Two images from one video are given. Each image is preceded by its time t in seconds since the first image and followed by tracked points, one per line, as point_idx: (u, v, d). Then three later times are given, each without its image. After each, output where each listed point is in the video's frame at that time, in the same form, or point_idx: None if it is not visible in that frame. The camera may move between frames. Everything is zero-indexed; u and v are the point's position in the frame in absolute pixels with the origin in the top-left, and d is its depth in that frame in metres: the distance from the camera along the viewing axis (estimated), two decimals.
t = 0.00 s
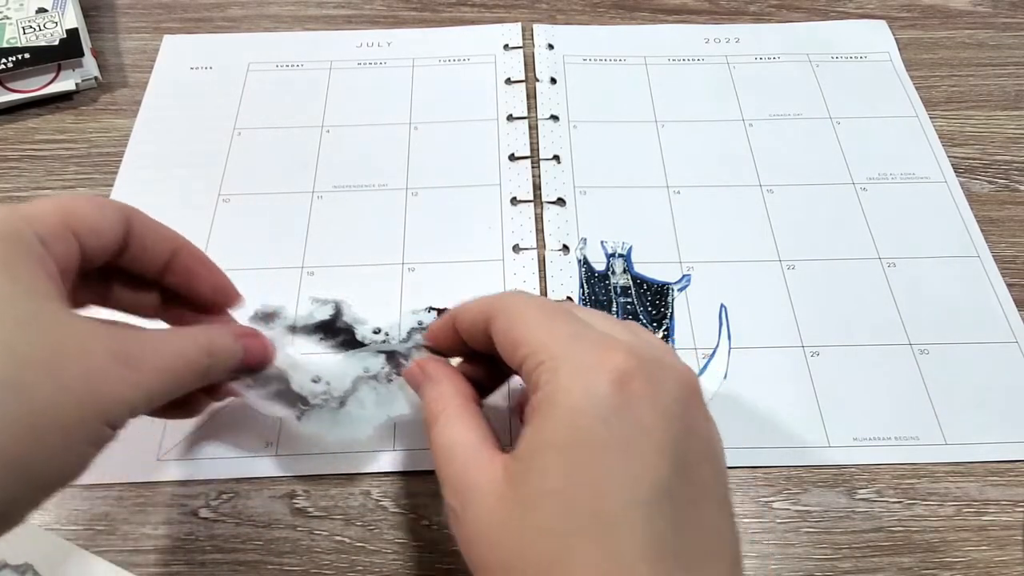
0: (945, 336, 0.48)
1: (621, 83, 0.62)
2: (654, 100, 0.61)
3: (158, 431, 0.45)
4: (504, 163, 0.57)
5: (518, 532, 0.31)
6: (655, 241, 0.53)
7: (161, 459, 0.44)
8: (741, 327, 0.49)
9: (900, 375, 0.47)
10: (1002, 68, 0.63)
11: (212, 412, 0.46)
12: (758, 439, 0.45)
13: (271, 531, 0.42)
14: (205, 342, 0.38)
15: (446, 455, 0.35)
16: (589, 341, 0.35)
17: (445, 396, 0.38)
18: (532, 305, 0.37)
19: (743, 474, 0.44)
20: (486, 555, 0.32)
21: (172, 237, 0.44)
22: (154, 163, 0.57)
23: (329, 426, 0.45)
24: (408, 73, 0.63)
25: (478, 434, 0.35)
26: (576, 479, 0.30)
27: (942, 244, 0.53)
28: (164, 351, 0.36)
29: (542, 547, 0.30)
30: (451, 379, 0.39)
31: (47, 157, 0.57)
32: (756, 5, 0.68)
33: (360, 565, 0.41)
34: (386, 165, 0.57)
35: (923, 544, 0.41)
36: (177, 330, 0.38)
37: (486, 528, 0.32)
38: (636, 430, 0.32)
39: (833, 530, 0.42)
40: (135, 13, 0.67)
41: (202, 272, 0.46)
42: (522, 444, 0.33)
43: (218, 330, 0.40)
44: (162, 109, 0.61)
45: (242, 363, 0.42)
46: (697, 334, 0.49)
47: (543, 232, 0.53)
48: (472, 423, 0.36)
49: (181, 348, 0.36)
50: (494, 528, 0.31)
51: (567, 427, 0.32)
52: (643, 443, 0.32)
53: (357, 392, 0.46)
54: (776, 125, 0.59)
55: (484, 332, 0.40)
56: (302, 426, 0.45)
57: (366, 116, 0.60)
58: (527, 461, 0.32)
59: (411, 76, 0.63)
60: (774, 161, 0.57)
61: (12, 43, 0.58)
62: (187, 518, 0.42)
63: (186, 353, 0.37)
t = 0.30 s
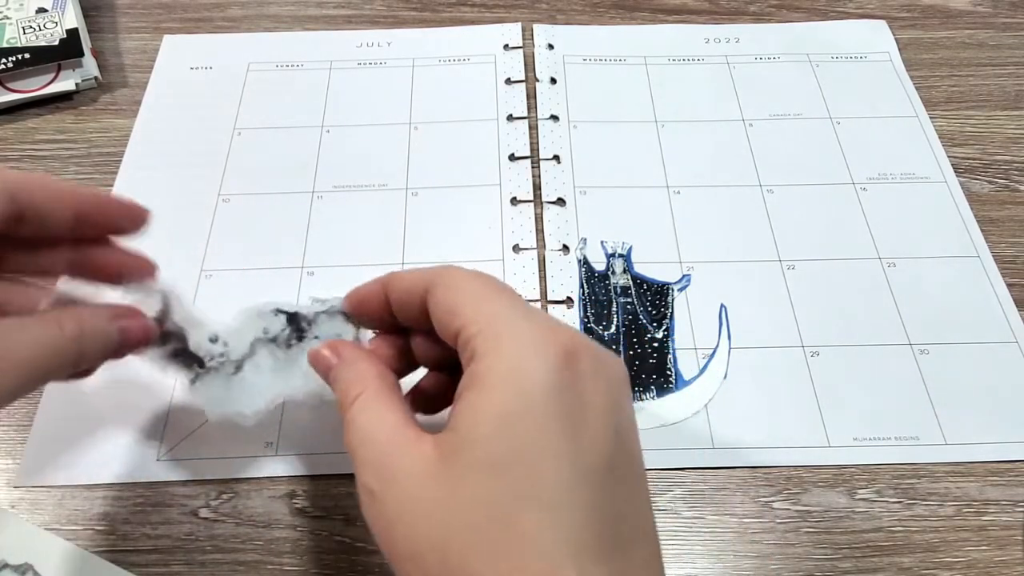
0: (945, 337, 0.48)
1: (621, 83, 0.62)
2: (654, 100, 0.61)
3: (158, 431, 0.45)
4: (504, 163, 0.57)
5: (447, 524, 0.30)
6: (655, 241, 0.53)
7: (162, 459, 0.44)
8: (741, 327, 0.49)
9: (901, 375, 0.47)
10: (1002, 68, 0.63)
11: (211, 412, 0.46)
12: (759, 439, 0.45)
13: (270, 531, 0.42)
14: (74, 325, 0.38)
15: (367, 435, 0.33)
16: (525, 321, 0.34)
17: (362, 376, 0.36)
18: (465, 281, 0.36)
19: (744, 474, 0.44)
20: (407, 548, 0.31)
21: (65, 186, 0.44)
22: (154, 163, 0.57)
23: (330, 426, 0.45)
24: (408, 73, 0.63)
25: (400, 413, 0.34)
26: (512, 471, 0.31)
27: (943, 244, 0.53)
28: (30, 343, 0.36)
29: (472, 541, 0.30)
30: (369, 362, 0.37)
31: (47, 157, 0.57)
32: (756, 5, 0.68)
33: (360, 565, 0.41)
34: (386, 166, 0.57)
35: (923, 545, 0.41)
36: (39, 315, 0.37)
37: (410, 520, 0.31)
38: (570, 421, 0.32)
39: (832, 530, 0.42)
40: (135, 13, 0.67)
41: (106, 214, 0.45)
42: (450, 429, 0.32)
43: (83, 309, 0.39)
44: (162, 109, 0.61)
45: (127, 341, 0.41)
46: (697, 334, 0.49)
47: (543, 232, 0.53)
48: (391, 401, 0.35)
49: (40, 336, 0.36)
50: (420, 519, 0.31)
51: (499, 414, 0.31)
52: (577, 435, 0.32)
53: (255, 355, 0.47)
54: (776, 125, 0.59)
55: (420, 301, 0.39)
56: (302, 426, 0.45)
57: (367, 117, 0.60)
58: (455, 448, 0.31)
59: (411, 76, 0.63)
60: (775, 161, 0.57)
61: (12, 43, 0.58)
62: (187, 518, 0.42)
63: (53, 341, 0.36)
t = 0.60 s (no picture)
0: (945, 337, 0.48)
1: (621, 83, 0.62)
2: (654, 100, 0.61)
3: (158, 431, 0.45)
4: (504, 163, 0.57)
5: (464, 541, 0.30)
6: (655, 241, 0.53)
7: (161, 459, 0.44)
8: (740, 327, 0.49)
9: (900, 375, 0.47)
10: (1002, 68, 0.63)
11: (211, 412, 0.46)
12: (758, 439, 0.45)
13: (271, 531, 0.42)
14: (86, 374, 0.36)
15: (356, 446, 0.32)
16: (567, 333, 0.34)
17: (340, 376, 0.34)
18: (495, 286, 0.36)
19: (744, 474, 0.44)
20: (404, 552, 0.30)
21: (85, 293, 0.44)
22: (153, 164, 0.57)
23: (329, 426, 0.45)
24: (408, 72, 0.63)
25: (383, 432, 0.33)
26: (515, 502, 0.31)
27: (942, 244, 0.53)
28: (35, 397, 0.34)
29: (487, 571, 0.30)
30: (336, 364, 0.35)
31: (47, 157, 0.57)
32: (756, 5, 0.68)
33: (360, 565, 0.41)
34: (386, 166, 0.57)
35: (923, 545, 0.41)
36: (51, 371, 0.36)
37: (420, 540, 0.30)
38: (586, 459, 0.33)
39: (832, 530, 0.42)
40: (135, 13, 0.67)
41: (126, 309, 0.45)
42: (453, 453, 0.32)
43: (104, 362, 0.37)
44: (162, 109, 0.61)
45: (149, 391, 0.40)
46: (697, 334, 0.49)
47: (543, 232, 0.53)
48: (381, 408, 0.34)
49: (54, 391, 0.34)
50: (440, 524, 0.30)
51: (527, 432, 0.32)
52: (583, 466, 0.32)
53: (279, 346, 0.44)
54: (776, 125, 0.59)
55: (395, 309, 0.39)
56: (302, 426, 0.45)
57: (367, 117, 0.60)
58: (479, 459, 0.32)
59: (411, 76, 0.63)
60: (774, 161, 0.57)
61: (12, 43, 0.58)
62: (187, 518, 0.42)
63: (68, 398, 0.35)
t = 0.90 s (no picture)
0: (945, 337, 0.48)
1: (621, 83, 0.62)
2: (654, 100, 0.61)
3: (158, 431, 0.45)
4: (504, 163, 0.57)
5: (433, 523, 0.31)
6: (655, 241, 0.53)
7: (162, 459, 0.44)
8: (740, 327, 0.49)
9: (900, 374, 0.47)
10: (1002, 69, 0.63)
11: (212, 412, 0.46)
12: (758, 439, 0.45)
13: (271, 531, 0.42)
14: (92, 352, 0.33)
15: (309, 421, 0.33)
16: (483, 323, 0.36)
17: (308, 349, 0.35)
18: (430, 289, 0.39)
19: (744, 474, 0.44)
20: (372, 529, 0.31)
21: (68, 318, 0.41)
22: (153, 164, 0.57)
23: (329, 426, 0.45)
24: (408, 72, 0.63)
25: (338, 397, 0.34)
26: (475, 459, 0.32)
27: (943, 244, 0.53)
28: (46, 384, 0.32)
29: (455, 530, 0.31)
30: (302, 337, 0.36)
31: (47, 157, 0.57)
32: (756, 5, 0.68)
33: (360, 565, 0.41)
34: (386, 165, 0.57)
35: (923, 544, 0.41)
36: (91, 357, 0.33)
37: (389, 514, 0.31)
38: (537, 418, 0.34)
39: (832, 530, 0.42)
40: (135, 13, 0.67)
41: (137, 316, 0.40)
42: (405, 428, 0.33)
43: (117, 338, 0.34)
44: (162, 109, 0.61)
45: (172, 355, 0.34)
46: (697, 334, 0.49)
47: (543, 232, 0.53)
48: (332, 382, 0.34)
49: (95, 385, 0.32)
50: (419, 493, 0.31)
51: (490, 422, 0.33)
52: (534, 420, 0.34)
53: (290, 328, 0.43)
54: (776, 125, 0.59)
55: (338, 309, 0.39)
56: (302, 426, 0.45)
57: (366, 117, 0.60)
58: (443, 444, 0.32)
59: (411, 76, 0.63)
60: (774, 161, 0.57)
61: (12, 43, 0.58)
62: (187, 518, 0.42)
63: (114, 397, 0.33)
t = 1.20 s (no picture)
0: (945, 336, 0.48)
1: (620, 83, 0.62)
2: (654, 100, 0.61)
3: (158, 431, 0.45)
4: (504, 163, 0.57)
5: (401, 471, 0.32)
6: (655, 241, 0.53)
7: (161, 459, 0.44)
8: (740, 327, 0.49)
9: (900, 374, 0.47)
10: (1002, 69, 0.63)
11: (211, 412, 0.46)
12: (759, 439, 0.45)
13: (270, 531, 0.42)
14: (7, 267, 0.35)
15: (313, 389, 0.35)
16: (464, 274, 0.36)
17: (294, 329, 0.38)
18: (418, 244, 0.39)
19: (744, 474, 0.44)
20: (351, 483, 0.33)
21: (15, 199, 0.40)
22: (153, 164, 0.57)
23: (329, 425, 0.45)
24: (408, 72, 0.63)
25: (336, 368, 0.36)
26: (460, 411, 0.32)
27: (943, 244, 0.53)
28: None
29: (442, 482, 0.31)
30: (307, 316, 0.39)
31: (47, 157, 0.57)
32: (756, 5, 0.68)
33: (360, 565, 0.41)
34: (386, 165, 0.57)
35: (923, 545, 0.41)
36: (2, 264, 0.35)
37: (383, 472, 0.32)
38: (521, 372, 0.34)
39: (832, 530, 0.42)
40: (135, 13, 0.67)
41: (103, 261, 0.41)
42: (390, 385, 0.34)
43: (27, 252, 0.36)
44: (162, 109, 0.61)
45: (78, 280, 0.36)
46: (697, 333, 0.49)
47: (543, 232, 0.53)
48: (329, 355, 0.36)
49: None
50: (409, 449, 0.32)
51: (445, 372, 0.33)
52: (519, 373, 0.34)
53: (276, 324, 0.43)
54: (776, 125, 0.59)
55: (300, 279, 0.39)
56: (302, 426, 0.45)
57: (367, 117, 0.60)
58: (400, 399, 0.33)
59: (411, 76, 0.63)
60: (774, 161, 0.57)
61: (12, 43, 0.58)
62: (187, 518, 0.42)
63: None
